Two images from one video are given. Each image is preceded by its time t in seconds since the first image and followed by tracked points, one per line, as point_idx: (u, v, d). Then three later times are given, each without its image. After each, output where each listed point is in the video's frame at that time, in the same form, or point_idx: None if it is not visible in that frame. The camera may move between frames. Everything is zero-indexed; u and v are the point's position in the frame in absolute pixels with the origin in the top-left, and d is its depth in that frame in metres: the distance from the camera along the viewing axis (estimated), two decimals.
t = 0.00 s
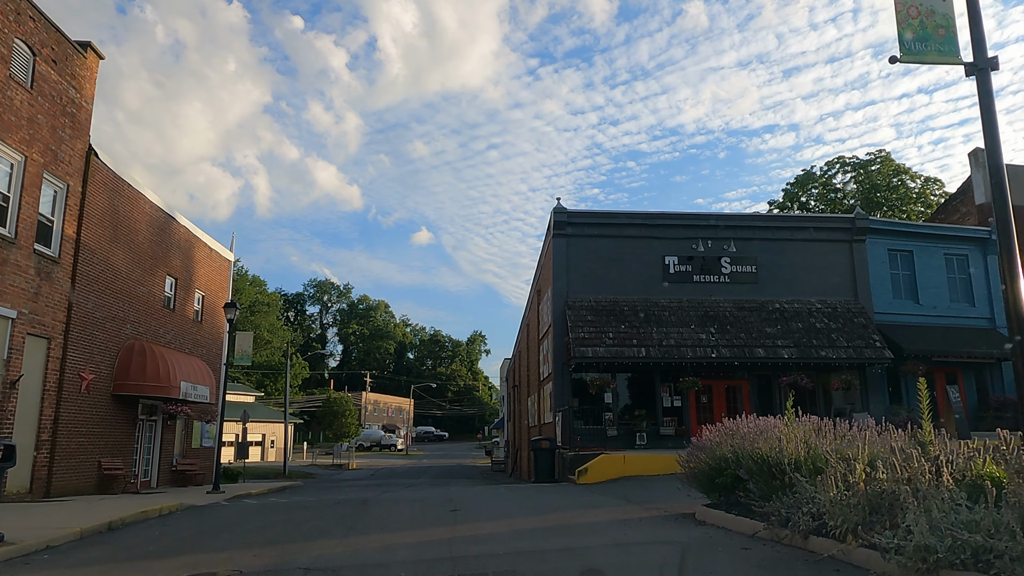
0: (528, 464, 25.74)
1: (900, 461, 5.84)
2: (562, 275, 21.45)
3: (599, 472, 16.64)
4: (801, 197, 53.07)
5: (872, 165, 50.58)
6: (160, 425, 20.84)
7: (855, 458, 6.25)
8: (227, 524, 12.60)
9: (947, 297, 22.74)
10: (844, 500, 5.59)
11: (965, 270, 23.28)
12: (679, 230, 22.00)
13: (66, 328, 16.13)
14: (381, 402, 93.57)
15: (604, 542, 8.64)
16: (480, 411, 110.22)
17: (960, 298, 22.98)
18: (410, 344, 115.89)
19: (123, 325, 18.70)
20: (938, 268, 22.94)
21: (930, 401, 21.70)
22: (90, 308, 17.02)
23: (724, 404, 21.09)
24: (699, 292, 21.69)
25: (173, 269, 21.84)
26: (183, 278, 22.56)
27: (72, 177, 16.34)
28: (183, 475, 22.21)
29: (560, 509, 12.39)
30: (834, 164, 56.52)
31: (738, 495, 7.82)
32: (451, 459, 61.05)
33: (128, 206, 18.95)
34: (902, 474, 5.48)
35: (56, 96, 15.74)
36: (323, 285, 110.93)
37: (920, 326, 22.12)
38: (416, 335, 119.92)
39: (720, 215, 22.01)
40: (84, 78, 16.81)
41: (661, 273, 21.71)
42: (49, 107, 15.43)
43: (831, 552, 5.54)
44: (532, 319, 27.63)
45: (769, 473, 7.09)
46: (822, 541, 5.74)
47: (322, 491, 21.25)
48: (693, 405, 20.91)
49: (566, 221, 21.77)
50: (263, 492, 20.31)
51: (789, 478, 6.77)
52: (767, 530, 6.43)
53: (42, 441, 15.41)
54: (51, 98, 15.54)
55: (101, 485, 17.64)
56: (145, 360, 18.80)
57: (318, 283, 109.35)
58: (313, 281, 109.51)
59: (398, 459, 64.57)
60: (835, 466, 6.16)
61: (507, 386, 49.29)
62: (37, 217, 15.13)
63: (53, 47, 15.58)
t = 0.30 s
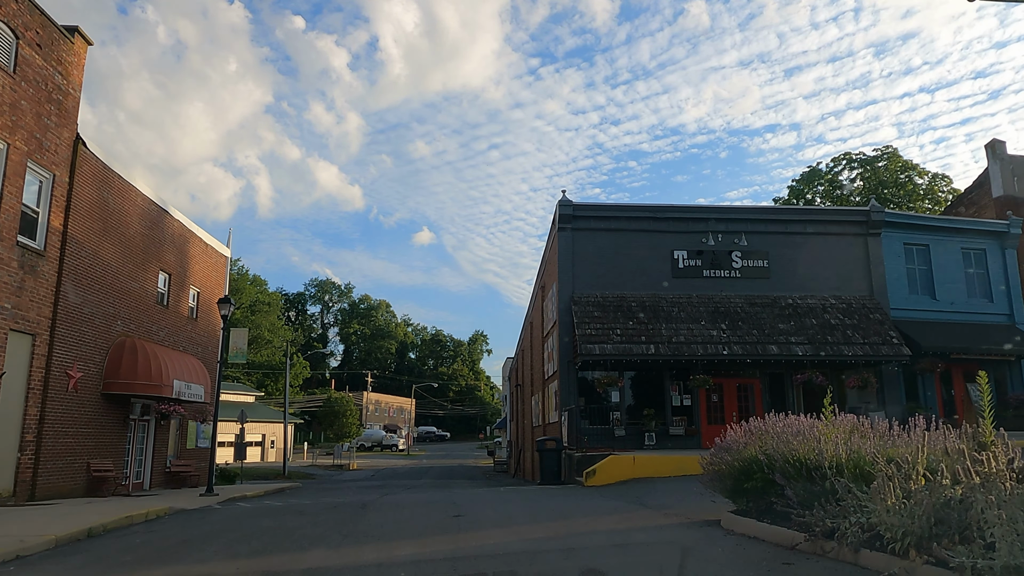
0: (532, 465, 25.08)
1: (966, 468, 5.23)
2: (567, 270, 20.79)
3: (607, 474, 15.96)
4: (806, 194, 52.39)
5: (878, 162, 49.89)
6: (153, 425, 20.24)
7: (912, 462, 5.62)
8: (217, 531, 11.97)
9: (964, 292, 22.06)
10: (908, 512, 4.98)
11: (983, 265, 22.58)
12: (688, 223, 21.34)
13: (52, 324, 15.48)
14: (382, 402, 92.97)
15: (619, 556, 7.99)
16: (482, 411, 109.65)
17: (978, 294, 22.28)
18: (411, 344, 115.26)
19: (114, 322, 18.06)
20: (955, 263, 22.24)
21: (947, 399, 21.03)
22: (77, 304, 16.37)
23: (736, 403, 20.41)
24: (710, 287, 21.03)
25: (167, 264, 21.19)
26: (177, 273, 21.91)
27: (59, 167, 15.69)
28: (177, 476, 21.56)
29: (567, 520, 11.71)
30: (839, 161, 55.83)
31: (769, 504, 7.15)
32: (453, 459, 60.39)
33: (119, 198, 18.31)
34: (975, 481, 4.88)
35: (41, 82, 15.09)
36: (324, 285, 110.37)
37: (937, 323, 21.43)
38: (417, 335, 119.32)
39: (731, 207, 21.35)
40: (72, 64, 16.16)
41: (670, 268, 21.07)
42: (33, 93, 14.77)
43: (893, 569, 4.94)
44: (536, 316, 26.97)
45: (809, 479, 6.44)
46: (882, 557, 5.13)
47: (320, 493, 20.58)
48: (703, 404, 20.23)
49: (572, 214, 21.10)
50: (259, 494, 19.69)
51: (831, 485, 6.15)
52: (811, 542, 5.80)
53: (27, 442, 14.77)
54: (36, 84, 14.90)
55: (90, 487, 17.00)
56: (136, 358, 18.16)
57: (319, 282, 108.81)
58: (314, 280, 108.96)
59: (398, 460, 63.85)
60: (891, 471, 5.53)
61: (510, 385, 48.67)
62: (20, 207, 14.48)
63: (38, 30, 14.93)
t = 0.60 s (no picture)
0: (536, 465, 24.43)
1: None
2: (572, 265, 20.11)
3: (616, 475, 15.32)
4: (810, 190, 51.68)
5: (884, 157, 49.15)
6: (144, 425, 19.59)
7: (978, 468, 5.10)
8: (206, 536, 11.33)
9: (981, 287, 21.37)
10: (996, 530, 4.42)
11: (1000, 258, 21.89)
12: (696, 216, 20.67)
13: (34, 320, 14.81)
14: (382, 402, 92.33)
15: (638, 572, 7.32)
16: (483, 410, 109.05)
17: (996, 288, 21.59)
18: (412, 343, 114.59)
19: (102, 318, 17.38)
20: (972, 256, 21.56)
21: (965, 398, 20.35)
22: (62, 299, 15.71)
23: (747, 402, 19.74)
24: (719, 281, 20.37)
25: (159, 259, 20.52)
26: (169, 268, 21.23)
27: (42, 155, 15.02)
28: (169, 477, 20.91)
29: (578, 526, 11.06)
30: (844, 157, 55.11)
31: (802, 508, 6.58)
32: (453, 459, 59.73)
33: (107, 189, 17.62)
34: None
35: (23, 66, 14.42)
36: (324, 284, 109.73)
37: (955, 318, 20.78)
38: (417, 334, 118.68)
39: (741, 199, 20.69)
40: (56, 48, 15.49)
41: (678, 262, 20.41)
42: (14, 77, 14.10)
43: None
44: (539, 313, 26.31)
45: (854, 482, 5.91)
46: None
47: (316, 495, 19.91)
48: (713, 402, 19.58)
49: (577, 206, 20.42)
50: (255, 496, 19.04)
51: (885, 493, 5.56)
52: (865, 556, 5.27)
53: (8, 444, 14.12)
54: (17, 68, 14.23)
55: (77, 490, 16.34)
56: (126, 355, 17.48)
57: (319, 281, 108.20)
58: (314, 280, 108.35)
59: (398, 460, 63.07)
60: (956, 479, 5.00)
61: (511, 384, 48.03)
62: None
63: (18, 11, 14.25)
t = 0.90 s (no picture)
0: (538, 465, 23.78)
1: None
2: (576, 258, 19.44)
3: (623, 476, 14.65)
4: (814, 187, 51.00)
5: (889, 153, 48.43)
6: (134, 424, 18.93)
7: None
8: (191, 543, 10.66)
9: (998, 281, 20.70)
10: None
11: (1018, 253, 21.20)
12: (705, 207, 20.00)
13: (13, 315, 14.14)
14: (382, 401, 91.68)
15: (641, 573, 7.51)
16: (483, 409, 108.52)
17: (1014, 283, 20.91)
18: (411, 342, 113.91)
19: (88, 313, 16.70)
20: (989, 250, 20.87)
21: (982, 396, 19.68)
22: (44, 292, 15.04)
23: (757, 400, 19.08)
24: (727, 275, 19.72)
25: (148, 253, 19.85)
26: (160, 263, 20.56)
27: (23, 142, 14.35)
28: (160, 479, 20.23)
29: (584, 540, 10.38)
30: (848, 153, 54.37)
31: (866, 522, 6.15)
32: (453, 458, 59.12)
33: (93, 180, 16.94)
34: None
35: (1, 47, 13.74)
36: (323, 283, 109.06)
37: (971, 314, 20.10)
38: (417, 333, 118.11)
39: (750, 190, 20.05)
40: (38, 30, 14.81)
41: (685, 255, 19.75)
42: None
43: None
44: (541, 309, 25.64)
45: (915, 493, 5.43)
46: None
47: (311, 497, 19.22)
48: (722, 400, 18.92)
49: (581, 198, 19.73)
50: (248, 498, 18.37)
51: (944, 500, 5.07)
52: (929, 575, 4.77)
53: None
54: None
55: (61, 492, 15.66)
56: (112, 351, 16.80)
57: (318, 280, 107.51)
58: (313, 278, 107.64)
59: (397, 459, 61.44)
60: None
61: (512, 383, 47.34)
62: None
63: None
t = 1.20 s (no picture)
0: (540, 466, 23.11)
1: None
2: (579, 251, 18.78)
3: (630, 478, 13.97)
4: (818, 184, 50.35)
5: (894, 149, 47.76)
6: (120, 423, 18.25)
7: None
8: (173, 550, 9.99)
9: (1016, 276, 20.04)
10: None
11: None
12: (713, 199, 19.34)
13: None
14: (381, 401, 91.04)
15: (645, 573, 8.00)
16: (482, 409, 107.97)
17: None
18: (410, 342, 113.23)
19: (71, 308, 16.02)
20: (1007, 243, 20.19)
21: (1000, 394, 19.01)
22: (24, 285, 14.37)
23: (767, 399, 18.42)
24: (736, 269, 19.06)
25: (136, 247, 19.16)
26: (149, 257, 19.88)
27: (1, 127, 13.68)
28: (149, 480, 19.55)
29: (592, 553, 9.68)
30: (852, 149, 53.71)
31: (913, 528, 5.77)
32: (452, 458, 58.53)
33: (76, 169, 16.23)
34: None
35: None
36: (321, 282, 108.34)
37: (989, 309, 19.43)
38: (416, 332, 117.38)
39: (759, 181, 19.41)
40: (16, 11, 14.14)
41: (693, 248, 19.09)
42: None
43: None
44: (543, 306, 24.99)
45: (990, 499, 5.06)
46: None
47: (305, 500, 18.54)
48: (731, 399, 18.26)
49: (584, 189, 19.07)
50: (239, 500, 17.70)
51: None
52: None
53: None
54: None
55: (42, 495, 14.98)
56: (96, 347, 16.11)
57: (317, 279, 106.80)
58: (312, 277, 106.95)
59: (396, 459, 61.25)
60: None
61: (512, 382, 46.69)
62: None
63: None
